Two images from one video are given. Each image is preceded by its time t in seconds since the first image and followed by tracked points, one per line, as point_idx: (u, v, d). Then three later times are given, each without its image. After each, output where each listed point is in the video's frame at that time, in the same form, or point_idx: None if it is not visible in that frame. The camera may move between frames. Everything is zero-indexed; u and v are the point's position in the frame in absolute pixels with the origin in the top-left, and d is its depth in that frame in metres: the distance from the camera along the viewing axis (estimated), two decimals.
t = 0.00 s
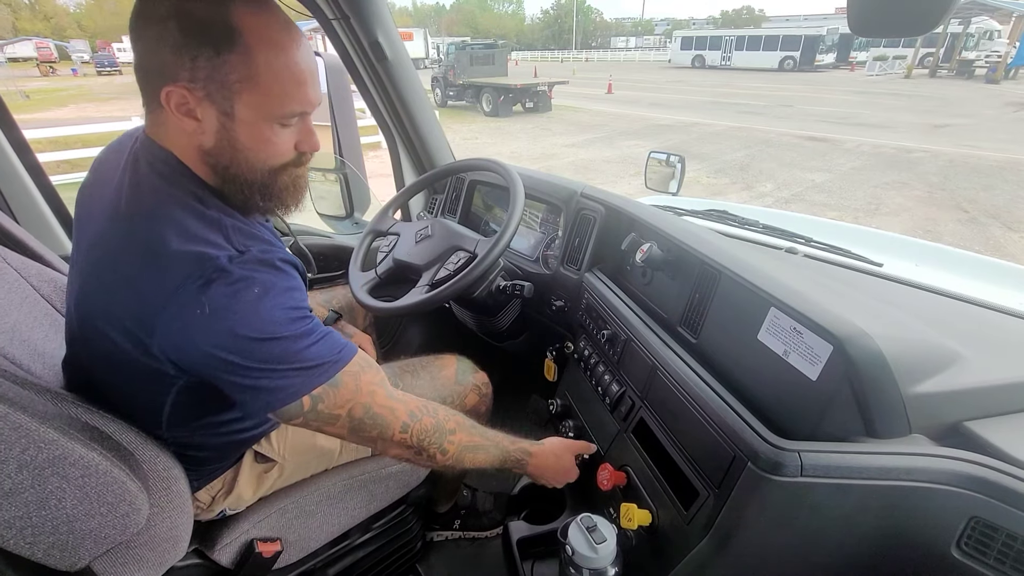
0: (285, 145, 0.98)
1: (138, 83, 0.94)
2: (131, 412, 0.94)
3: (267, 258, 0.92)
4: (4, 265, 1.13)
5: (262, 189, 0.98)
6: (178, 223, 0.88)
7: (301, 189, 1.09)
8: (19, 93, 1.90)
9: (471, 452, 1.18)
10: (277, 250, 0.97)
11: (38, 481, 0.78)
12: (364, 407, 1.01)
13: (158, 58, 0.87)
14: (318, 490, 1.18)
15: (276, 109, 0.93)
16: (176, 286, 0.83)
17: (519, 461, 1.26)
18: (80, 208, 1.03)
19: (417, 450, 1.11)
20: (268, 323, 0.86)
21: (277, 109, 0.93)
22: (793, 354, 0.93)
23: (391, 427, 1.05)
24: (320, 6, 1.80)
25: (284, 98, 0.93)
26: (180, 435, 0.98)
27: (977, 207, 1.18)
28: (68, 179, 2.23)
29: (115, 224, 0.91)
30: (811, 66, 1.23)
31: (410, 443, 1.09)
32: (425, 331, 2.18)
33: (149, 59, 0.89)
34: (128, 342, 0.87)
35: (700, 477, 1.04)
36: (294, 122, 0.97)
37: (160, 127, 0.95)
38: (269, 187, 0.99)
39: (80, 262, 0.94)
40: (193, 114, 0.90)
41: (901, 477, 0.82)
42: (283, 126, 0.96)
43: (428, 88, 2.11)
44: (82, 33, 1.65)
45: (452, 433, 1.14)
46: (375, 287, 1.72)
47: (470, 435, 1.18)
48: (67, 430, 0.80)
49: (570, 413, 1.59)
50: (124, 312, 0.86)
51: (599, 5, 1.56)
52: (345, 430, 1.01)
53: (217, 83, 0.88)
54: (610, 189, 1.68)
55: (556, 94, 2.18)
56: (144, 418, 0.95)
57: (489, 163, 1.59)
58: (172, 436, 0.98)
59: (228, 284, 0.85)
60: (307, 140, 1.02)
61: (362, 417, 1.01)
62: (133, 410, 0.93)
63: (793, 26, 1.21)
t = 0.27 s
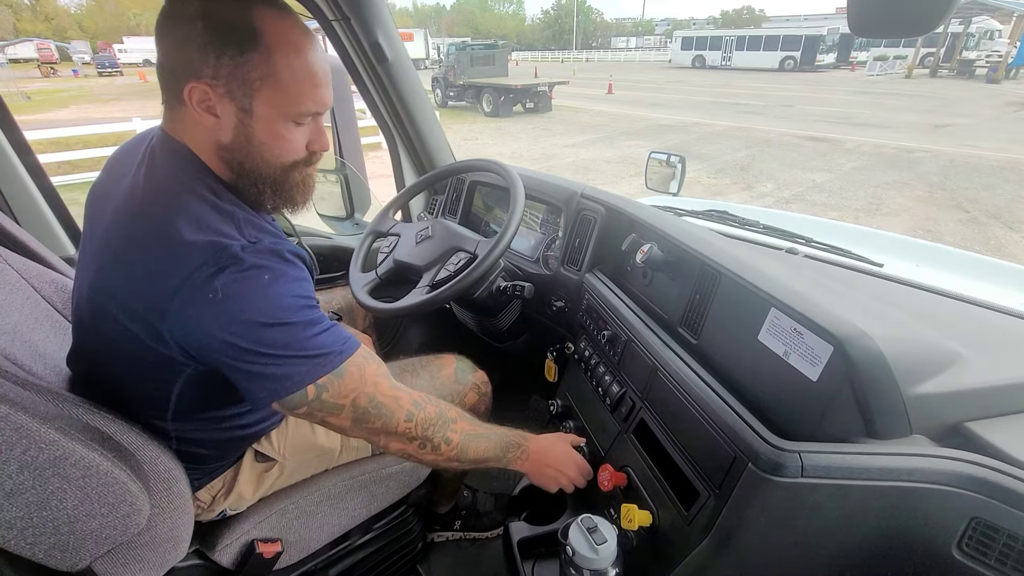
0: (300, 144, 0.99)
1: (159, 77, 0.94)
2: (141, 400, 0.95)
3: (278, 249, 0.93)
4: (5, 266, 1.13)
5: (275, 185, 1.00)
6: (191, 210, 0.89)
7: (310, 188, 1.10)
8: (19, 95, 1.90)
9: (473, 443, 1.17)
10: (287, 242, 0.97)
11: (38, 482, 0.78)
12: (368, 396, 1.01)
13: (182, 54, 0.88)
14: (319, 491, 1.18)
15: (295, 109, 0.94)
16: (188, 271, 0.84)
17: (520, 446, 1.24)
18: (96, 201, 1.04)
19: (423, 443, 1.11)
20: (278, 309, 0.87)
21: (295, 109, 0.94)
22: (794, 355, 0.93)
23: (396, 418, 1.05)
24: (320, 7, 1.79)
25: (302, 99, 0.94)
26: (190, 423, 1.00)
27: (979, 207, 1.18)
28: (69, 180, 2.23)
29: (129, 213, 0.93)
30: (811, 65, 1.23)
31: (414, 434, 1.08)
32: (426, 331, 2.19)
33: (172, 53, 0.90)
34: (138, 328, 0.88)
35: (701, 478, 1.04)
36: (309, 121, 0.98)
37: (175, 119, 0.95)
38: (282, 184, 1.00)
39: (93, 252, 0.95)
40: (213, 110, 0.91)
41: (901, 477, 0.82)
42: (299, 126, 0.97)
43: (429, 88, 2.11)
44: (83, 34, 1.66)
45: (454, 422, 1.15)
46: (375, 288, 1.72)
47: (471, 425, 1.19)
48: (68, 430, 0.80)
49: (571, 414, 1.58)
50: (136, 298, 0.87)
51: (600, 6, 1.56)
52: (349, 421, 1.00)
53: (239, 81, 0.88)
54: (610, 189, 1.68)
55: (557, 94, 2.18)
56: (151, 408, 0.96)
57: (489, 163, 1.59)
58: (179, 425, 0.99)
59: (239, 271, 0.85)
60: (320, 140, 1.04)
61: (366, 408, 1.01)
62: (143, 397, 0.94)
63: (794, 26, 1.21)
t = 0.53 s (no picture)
0: (315, 151, 1.00)
1: (178, 81, 0.94)
2: (152, 400, 0.95)
3: (289, 249, 0.93)
4: (7, 267, 1.13)
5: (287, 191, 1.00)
6: (204, 210, 0.90)
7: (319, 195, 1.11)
8: (21, 96, 1.90)
9: (479, 446, 1.18)
10: (299, 243, 0.98)
11: (40, 483, 0.79)
12: (377, 394, 1.00)
13: (204, 61, 0.88)
14: (320, 491, 1.18)
15: (312, 117, 0.95)
16: (203, 269, 0.85)
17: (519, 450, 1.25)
18: (106, 203, 1.05)
19: (428, 446, 1.10)
20: (291, 305, 0.87)
21: (312, 117, 0.95)
22: (794, 355, 0.93)
23: (404, 417, 1.04)
24: (319, 7, 1.78)
25: (320, 107, 0.95)
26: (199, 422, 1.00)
27: (980, 207, 1.18)
28: (71, 181, 2.23)
29: (141, 214, 0.93)
30: (811, 65, 1.23)
31: (421, 435, 1.08)
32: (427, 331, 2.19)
33: (192, 59, 0.90)
34: (151, 326, 0.88)
35: (701, 478, 1.04)
36: (323, 129, 0.99)
37: (190, 122, 0.95)
38: (293, 189, 1.01)
39: (104, 252, 0.96)
40: (232, 117, 0.91)
41: (901, 478, 0.82)
42: (315, 133, 0.97)
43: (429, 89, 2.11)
44: (83, 36, 1.66)
45: (458, 425, 1.16)
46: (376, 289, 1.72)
47: (474, 429, 1.20)
48: (70, 432, 0.80)
49: (571, 414, 1.58)
50: (149, 297, 0.87)
51: (600, 5, 1.55)
52: (356, 421, 0.99)
53: (259, 89, 0.89)
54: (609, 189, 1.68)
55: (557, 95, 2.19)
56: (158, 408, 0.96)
57: (489, 163, 1.59)
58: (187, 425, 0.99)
59: (253, 270, 0.86)
60: (334, 147, 1.04)
61: (374, 407, 1.00)
62: (153, 397, 0.94)
63: (795, 26, 1.20)
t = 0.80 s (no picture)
0: (320, 154, 0.99)
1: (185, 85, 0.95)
2: (149, 399, 0.95)
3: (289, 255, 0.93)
4: (8, 268, 1.13)
5: (292, 194, 1.00)
6: (203, 212, 0.90)
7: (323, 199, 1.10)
8: (22, 97, 1.90)
9: (461, 465, 1.18)
10: (298, 249, 0.98)
11: (41, 483, 0.78)
12: (358, 415, 0.99)
13: (210, 65, 0.89)
14: (321, 491, 1.18)
15: (317, 120, 0.94)
16: (201, 271, 0.85)
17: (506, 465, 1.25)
18: (111, 199, 1.05)
19: (408, 467, 1.10)
20: (285, 315, 0.87)
21: (317, 121, 0.94)
22: (795, 353, 0.93)
23: (383, 440, 1.04)
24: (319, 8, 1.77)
25: (326, 110, 0.94)
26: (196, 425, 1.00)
27: (981, 206, 1.18)
28: (72, 182, 2.24)
29: (143, 212, 0.93)
30: (812, 65, 1.23)
31: (401, 458, 1.08)
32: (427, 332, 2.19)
33: (198, 63, 0.91)
34: (147, 327, 0.88)
35: (703, 477, 1.04)
36: (329, 132, 0.98)
37: (195, 125, 0.96)
38: (298, 193, 1.01)
39: (105, 250, 0.96)
40: (237, 120, 0.91)
41: (903, 477, 0.82)
42: (321, 136, 0.97)
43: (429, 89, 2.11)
44: (83, 37, 1.65)
45: (441, 445, 1.15)
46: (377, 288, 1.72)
47: (458, 447, 1.19)
48: (71, 432, 0.80)
49: (572, 414, 1.58)
50: (145, 297, 0.87)
51: (600, 5, 1.56)
52: (337, 438, 0.99)
53: (263, 92, 0.89)
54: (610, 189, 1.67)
55: (557, 95, 2.20)
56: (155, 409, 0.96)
57: (489, 163, 1.59)
58: (185, 425, 0.99)
59: (251, 275, 0.86)
60: (340, 151, 1.04)
61: (355, 426, 1.00)
62: (150, 397, 0.94)
63: (795, 26, 1.20)
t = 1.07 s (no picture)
0: (311, 156, 0.99)
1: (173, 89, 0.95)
2: (145, 404, 0.95)
3: (283, 257, 0.93)
4: (9, 269, 1.13)
5: (284, 196, 1.00)
6: (197, 216, 0.90)
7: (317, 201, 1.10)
8: (24, 99, 1.91)
9: (471, 456, 1.18)
10: (293, 250, 0.97)
11: (42, 485, 0.78)
12: (364, 410, 1.00)
13: (197, 69, 0.89)
14: (322, 492, 1.18)
15: (306, 121, 0.94)
16: (194, 276, 0.84)
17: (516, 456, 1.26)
18: (105, 202, 1.05)
19: (417, 460, 1.11)
20: (281, 317, 0.87)
21: (307, 121, 0.94)
22: (796, 353, 0.93)
23: (391, 435, 1.05)
24: (319, 8, 1.79)
25: (315, 111, 0.94)
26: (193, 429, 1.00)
27: (982, 206, 1.17)
28: (73, 183, 2.24)
29: (136, 217, 0.93)
30: (813, 65, 1.23)
31: (409, 452, 1.09)
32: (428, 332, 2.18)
33: (186, 67, 0.91)
34: (144, 331, 0.88)
35: (703, 478, 1.04)
36: (320, 133, 0.98)
37: (186, 129, 0.96)
38: (290, 195, 1.01)
39: (100, 254, 0.96)
40: (226, 123, 0.91)
41: (905, 477, 0.82)
42: (311, 137, 0.97)
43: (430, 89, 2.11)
44: (84, 39, 1.67)
45: (449, 437, 1.16)
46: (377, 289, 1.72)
47: (467, 438, 1.20)
48: (71, 434, 0.80)
49: (573, 414, 1.58)
50: (143, 302, 0.87)
51: (600, 5, 1.56)
52: (344, 436, 1.00)
53: (251, 94, 0.89)
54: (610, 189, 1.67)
55: (557, 95, 2.20)
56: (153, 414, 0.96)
57: (489, 163, 1.59)
58: (183, 428, 0.99)
59: (244, 279, 0.86)
60: (332, 152, 1.04)
61: (362, 423, 1.00)
62: (147, 401, 0.94)
63: (795, 26, 1.20)
